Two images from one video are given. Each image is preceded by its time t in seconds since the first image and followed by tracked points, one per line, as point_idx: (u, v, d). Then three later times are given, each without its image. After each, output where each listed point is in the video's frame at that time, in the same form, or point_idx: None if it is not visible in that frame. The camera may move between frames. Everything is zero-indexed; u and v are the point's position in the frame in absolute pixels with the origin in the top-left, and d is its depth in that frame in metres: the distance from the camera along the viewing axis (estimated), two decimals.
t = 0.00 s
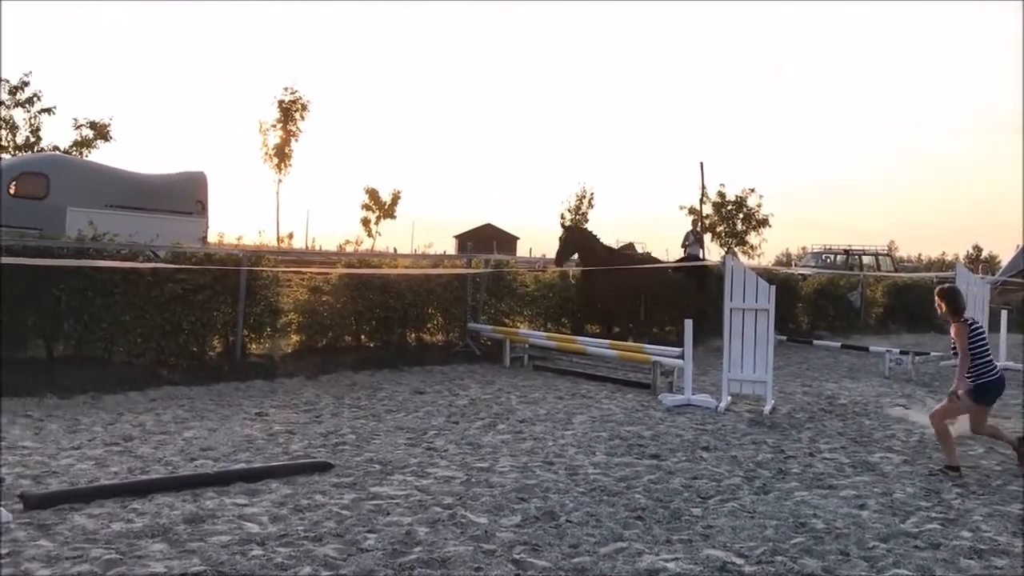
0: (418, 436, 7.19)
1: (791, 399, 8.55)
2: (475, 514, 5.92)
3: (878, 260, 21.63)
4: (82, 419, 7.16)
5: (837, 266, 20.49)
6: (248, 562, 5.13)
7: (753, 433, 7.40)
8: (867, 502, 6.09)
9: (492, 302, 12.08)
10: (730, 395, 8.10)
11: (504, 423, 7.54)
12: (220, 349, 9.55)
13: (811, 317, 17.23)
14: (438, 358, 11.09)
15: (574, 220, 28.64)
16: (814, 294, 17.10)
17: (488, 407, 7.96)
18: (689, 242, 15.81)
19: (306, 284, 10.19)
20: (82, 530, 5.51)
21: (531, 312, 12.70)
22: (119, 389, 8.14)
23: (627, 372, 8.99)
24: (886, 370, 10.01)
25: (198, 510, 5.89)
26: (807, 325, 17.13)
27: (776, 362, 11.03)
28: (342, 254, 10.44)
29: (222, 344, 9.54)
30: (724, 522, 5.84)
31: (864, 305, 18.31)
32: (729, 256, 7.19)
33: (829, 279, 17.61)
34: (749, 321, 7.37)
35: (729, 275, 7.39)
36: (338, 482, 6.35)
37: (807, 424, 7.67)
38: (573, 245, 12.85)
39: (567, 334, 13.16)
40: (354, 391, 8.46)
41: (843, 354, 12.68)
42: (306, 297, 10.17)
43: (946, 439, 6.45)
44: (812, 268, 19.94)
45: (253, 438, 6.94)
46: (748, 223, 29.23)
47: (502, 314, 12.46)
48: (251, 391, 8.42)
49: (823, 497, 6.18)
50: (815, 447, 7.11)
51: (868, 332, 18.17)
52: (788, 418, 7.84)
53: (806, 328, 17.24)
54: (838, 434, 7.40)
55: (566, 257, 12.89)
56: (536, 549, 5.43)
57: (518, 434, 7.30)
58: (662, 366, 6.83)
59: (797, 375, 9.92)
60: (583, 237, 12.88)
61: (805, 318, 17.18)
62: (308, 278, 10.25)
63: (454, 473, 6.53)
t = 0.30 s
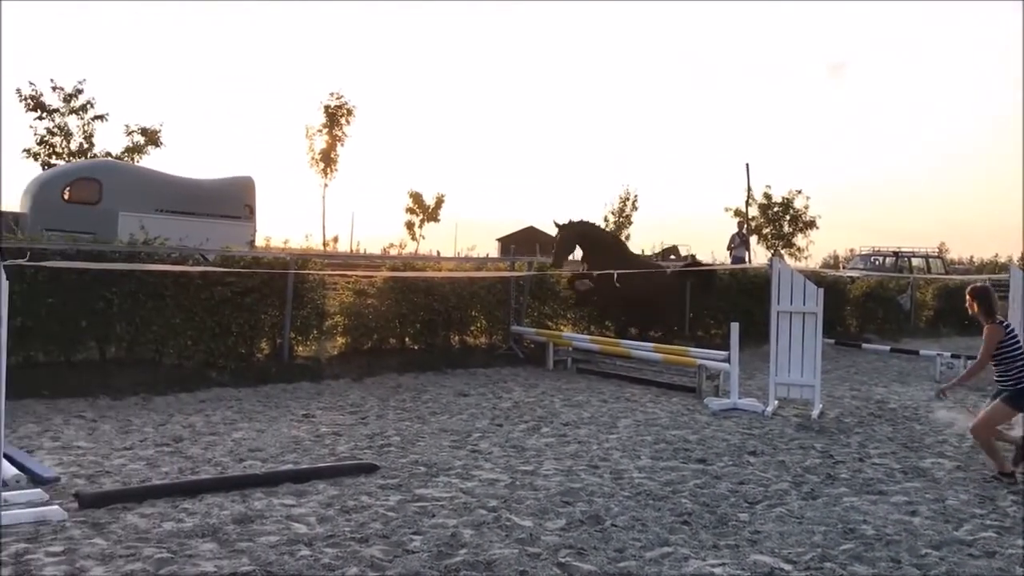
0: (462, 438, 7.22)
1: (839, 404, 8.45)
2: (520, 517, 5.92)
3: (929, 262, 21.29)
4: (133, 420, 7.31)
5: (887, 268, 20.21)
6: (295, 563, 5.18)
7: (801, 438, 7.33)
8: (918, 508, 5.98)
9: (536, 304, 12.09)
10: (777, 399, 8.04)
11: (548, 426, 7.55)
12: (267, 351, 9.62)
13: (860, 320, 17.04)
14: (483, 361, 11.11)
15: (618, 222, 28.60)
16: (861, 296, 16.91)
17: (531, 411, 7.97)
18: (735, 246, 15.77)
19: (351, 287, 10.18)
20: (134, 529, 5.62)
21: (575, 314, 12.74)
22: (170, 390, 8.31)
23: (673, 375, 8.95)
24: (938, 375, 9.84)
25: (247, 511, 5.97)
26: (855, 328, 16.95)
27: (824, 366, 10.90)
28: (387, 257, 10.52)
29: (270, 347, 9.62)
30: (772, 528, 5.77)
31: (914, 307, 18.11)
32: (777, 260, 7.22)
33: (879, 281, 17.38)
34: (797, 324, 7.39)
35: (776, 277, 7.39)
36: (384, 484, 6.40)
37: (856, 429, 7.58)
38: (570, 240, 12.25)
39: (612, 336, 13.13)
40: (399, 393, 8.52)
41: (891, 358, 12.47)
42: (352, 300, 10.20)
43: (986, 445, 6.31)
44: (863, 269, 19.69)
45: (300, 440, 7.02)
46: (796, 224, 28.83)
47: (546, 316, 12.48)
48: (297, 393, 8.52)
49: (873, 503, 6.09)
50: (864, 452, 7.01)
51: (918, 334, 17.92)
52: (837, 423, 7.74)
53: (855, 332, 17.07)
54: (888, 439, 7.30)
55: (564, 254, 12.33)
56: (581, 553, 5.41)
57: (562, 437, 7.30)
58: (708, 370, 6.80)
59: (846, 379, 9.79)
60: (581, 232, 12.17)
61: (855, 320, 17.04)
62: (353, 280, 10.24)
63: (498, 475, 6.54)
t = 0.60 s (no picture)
0: (523, 443, 7.25)
1: (908, 411, 8.28)
2: (582, 522, 5.91)
3: (1001, 265, 20.71)
4: (201, 422, 7.50)
5: (956, 271, 19.72)
6: (359, 564, 5.24)
7: (868, 444, 7.20)
8: (992, 518, 5.82)
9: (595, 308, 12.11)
10: (843, 405, 7.95)
11: (608, 431, 7.54)
12: (331, 354, 9.81)
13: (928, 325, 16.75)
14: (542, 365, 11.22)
15: (677, 226, 28.47)
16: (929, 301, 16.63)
17: (591, 416, 7.97)
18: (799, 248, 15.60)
19: (411, 291, 10.27)
20: (203, 529, 5.74)
21: (634, 317, 12.78)
22: (237, 393, 8.50)
23: (735, 381, 8.89)
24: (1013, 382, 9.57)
25: (311, 512, 6.06)
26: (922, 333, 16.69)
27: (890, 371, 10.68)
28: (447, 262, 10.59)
29: (333, 350, 9.81)
30: (838, 536, 5.66)
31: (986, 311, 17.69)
32: (842, 264, 7.15)
33: (948, 284, 17.05)
34: (863, 329, 7.35)
35: (841, 281, 7.33)
36: (446, 487, 6.44)
37: (926, 436, 7.41)
38: (565, 239, 12.37)
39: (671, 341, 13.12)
40: (460, 397, 8.60)
41: (960, 364, 12.15)
42: (412, 304, 10.27)
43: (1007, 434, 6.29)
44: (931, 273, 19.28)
45: (363, 442, 7.11)
46: (861, 227, 28.23)
47: (605, 320, 12.52)
48: (360, 396, 8.64)
49: (944, 512, 5.94)
50: (934, 460, 6.85)
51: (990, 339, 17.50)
52: (905, 430, 7.60)
53: (922, 337, 16.80)
54: (960, 447, 7.12)
55: (560, 258, 12.45)
56: (643, 559, 5.36)
57: (623, 442, 7.27)
58: (771, 376, 6.76)
59: (915, 385, 9.58)
60: (569, 233, 12.41)
61: (922, 325, 16.79)
62: (413, 285, 10.35)
63: (559, 480, 6.54)
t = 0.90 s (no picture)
0: (574, 446, 7.24)
1: (970, 417, 8.11)
2: (634, 527, 5.87)
3: None
4: (256, 423, 7.62)
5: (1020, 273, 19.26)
6: (412, 566, 5.26)
7: (927, 451, 7.08)
8: None
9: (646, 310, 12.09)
10: (901, 410, 7.85)
11: (661, 436, 7.51)
12: (382, 357, 9.92)
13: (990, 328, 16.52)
14: (593, 370, 11.29)
15: (729, 228, 28.30)
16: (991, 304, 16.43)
17: (643, 420, 7.95)
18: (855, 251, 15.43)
19: (461, 295, 10.36)
20: (259, 529, 5.81)
21: (685, 322, 12.71)
22: (291, 395, 8.62)
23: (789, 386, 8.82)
24: None
25: (365, 514, 6.11)
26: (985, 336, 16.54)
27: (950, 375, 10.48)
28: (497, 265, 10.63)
29: (384, 353, 9.90)
30: (898, 544, 5.54)
31: None
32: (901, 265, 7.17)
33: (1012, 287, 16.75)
34: (922, 333, 7.33)
35: (900, 283, 7.36)
36: (497, 491, 6.45)
37: (988, 443, 7.26)
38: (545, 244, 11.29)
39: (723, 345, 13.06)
40: (511, 401, 8.64)
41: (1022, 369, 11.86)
42: (463, 308, 10.36)
43: None
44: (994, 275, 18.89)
45: (414, 444, 7.16)
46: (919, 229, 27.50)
47: (655, 323, 12.52)
48: (412, 398, 8.73)
49: (1008, 521, 5.79)
50: (997, 467, 6.70)
51: None
52: (967, 436, 7.45)
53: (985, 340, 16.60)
54: None
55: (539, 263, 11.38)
56: (697, 565, 5.30)
57: (676, 447, 7.23)
58: (826, 379, 6.71)
59: (978, 391, 9.38)
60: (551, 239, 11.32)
61: (982, 327, 17.10)
62: (463, 288, 10.43)
63: (611, 485, 6.51)
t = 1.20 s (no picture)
0: (640, 452, 7.22)
1: None
2: (702, 533, 5.80)
3: None
4: (325, 426, 7.75)
5: None
6: (479, 569, 5.26)
7: (1007, 460, 6.90)
8: None
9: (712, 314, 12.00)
10: (979, 418, 7.68)
11: (728, 442, 7.45)
12: (448, 361, 9.97)
13: None
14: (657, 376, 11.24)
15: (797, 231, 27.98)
16: None
17: (711, 426, 7.90)
18: (929, 254, 15.08)
19: (526, 299, 10.49)
20: (329, 530, 5.88)
21: (754, 327, 12.53)
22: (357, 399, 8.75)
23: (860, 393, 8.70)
24: None
25: (432, 516, 6.14)
26: None
27: None
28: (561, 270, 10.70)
29: (450, 357, 9.97)
30: (978, 556, 5.37)
31: None
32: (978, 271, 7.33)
33: None
34: (1001, 339, 7.42)
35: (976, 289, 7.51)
36: (563, 495, 6.45)
37: None
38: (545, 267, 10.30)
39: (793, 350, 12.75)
40: (576, 407, 8.68)
41: None
42: (526, 312, 10.52)
43: None
44: None
45: (480, 448, 7.22)
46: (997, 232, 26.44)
47: (722, 328, 12.37)
48: (477, 402, 8.81)
49: None
50: None
51: None
52: None
53: None
54: None
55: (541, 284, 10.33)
56: (767, 574, 5.19)
57: (744, 453, 7.17)
58: (901, 386, 6.61)
59: None
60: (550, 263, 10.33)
61: None
62: (527, 292, 10.55)
63: (678, 491, 6.47)
